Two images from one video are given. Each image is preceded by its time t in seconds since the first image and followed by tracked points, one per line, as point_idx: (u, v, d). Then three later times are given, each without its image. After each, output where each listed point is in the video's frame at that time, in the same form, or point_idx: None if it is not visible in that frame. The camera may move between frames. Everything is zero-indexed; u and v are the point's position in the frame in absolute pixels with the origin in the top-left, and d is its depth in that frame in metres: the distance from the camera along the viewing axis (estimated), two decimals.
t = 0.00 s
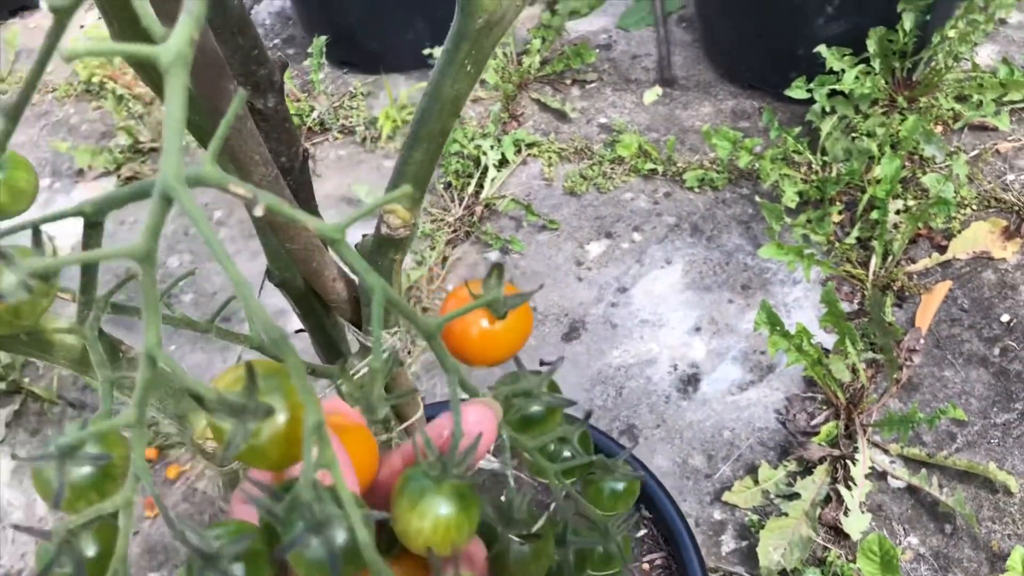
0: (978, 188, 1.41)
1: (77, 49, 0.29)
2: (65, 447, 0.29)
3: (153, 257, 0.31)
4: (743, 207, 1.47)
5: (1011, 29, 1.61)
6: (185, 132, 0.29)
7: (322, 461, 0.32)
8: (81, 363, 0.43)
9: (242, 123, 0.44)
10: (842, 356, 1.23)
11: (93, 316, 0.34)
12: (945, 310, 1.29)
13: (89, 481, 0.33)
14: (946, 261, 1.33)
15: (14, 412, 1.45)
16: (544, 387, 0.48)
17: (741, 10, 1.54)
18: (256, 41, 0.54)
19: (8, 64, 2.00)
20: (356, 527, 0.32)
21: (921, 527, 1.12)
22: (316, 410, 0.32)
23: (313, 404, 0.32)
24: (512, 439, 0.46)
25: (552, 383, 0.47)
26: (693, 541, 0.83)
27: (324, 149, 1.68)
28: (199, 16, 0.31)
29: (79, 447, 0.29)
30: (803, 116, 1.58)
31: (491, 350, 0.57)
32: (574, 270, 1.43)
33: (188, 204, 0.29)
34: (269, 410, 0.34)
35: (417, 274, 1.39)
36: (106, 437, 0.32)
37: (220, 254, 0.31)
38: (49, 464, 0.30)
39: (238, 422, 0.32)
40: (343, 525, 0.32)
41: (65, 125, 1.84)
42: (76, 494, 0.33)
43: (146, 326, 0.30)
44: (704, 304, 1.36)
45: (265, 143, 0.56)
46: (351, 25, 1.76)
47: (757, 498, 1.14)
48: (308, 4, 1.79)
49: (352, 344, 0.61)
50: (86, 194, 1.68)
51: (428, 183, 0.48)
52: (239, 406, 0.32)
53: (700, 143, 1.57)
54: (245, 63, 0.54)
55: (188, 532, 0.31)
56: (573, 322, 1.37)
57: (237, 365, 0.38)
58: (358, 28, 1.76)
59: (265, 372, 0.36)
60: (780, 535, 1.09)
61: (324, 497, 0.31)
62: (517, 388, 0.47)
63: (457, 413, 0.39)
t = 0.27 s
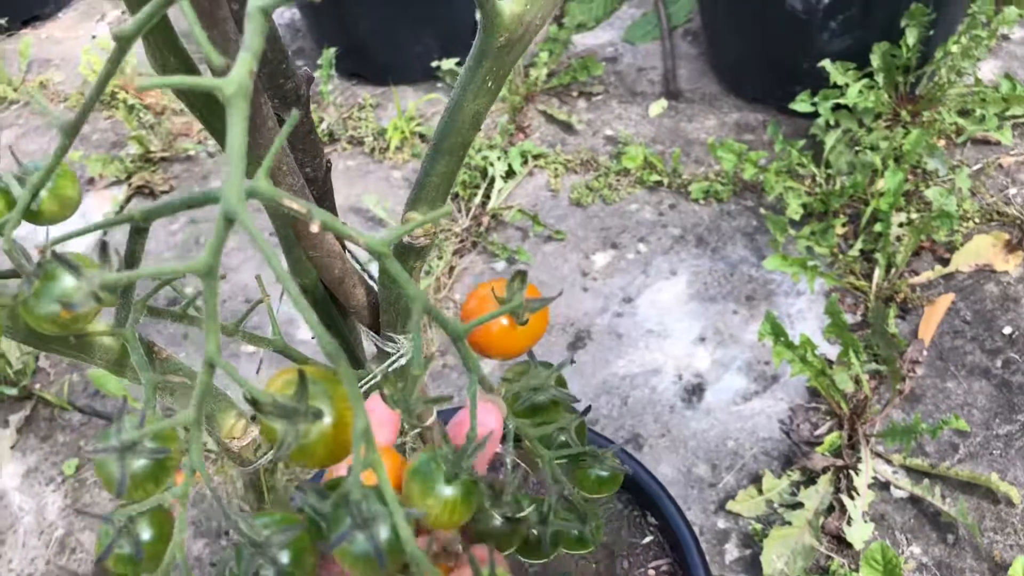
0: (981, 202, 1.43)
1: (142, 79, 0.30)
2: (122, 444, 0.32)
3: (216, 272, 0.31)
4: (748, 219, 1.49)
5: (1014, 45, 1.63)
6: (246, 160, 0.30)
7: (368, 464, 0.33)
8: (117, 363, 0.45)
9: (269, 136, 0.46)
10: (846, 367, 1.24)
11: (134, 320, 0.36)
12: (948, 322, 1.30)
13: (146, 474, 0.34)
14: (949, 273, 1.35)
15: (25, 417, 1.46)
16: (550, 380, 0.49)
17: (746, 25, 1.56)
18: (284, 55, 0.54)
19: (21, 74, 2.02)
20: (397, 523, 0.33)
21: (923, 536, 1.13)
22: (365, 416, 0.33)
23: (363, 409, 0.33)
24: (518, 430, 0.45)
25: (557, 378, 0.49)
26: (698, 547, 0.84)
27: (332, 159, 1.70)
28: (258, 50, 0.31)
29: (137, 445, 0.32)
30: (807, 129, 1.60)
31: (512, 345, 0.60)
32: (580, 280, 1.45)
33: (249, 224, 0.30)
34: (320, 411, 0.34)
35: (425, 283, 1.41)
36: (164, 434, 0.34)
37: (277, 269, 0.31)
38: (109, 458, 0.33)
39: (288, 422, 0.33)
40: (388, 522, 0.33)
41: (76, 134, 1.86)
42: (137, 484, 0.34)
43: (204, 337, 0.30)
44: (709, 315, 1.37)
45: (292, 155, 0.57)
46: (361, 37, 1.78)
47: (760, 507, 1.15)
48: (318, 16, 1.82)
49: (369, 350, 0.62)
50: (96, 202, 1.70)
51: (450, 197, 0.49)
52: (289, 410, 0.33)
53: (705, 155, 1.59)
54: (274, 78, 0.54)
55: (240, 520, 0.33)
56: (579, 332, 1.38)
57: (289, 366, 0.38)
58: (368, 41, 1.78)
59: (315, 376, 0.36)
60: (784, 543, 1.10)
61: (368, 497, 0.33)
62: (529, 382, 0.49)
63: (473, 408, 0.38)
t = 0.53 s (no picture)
0: (985, 216, 1.43)
1: (158, 100, 0.30)
2: (161, 465, 0.32)
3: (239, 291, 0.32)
4: (752, 231, 1.49)
5: (1019, 59, 1.63)
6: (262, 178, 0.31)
7: (400, 469, 0.34)
8: (127, 379, 0.45)
9: (275, 152, 0.47)
10: (849, 380, 1.24)
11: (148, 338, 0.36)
12: (951, 336, 1.30)
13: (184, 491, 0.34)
14: (953, 287, 1.35)
15: (31, 424, 1.47)
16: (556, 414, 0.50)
17: (752, 38, 1.57)
18: (290, 73, 0.55)
19: (32, 82, 2.04)
20: (434, 523, 0.33)
21: (925, 550, 1.13)
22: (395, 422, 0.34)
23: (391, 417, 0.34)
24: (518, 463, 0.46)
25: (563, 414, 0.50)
26: (698, 560, 0.84)
27: (339, 168, 1.71)
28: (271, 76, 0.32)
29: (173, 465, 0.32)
30: (812, 142, 1.60)
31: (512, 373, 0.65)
32: (584, 291, 1.45)
33: (272, 244, 0.31)
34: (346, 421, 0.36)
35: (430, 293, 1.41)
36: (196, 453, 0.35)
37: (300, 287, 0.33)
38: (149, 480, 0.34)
39: (317, 434, 0.34)
40: (425, 524, 0.33)
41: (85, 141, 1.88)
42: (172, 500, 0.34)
43: (234, 351, 0.31)
44: (713, 327, 1.38)
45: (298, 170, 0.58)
46: (368, 48, 1.79)
47: (762, 519, 1.15)
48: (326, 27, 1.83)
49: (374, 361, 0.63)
50: (104, 210, 1.71)
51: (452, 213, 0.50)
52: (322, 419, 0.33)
53: (710, 168, 1.59)
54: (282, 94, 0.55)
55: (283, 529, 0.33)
56: (582, 342, 1.38)
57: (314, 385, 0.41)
58: (375, 51, 1.79)
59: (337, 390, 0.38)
60: (785, 555, 1.10)
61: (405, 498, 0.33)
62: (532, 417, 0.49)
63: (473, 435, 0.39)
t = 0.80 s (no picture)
0: (988, 236, 1.44)
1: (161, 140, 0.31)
2: (151, 488, 0.33)
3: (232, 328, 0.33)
4: (756, 246, 1.50)
5: None
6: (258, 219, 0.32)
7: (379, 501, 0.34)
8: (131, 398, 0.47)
9: (279, 180, 0.48)
10: (848, 398, 1.25)
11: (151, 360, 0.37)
12: (952, 355, 1.31)
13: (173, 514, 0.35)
14: (954, 306, 1.35)
15: (38, 424, 1.49)
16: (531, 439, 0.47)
17: (759, 55, 1.58)
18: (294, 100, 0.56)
19: (46, 85, 2.06)
20: (408, 554, 0.33)
21: (922, 569, 1.13)
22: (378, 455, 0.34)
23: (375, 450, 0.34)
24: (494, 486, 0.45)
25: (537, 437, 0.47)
26: None
27: (348, 177, 1.72)
28: (269, 122, 0.33)
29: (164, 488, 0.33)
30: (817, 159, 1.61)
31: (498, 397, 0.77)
32: (588, 304, 1.46)
33: (264, 288, 0.32)
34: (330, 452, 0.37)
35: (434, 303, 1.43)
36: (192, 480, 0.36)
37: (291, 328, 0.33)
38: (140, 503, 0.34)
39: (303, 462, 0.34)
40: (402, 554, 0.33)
41: (97, 145, 1.90)
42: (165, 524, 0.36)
43: (225, 385, 0.32)
44: (715, 341, 1.39)
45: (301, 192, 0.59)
46: (378, 59, 1.81)
47: (759, 534, 1.16)
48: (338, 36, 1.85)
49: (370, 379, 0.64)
50: (115, 214, 1.73)
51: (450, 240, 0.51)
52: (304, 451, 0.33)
53: (715, 182, 1.60)
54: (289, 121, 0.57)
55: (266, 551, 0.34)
56: (585, 355, 1.39)
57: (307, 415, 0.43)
58: (385, 62, 1.81)
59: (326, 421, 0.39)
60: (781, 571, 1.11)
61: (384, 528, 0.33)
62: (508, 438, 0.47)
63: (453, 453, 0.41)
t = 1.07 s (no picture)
0: (998, 249, 1.42)
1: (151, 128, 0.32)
2: (131, 481, 0.33)
3: (216, 324, 0.33)
4: (764, 253, 1.49)
5: None
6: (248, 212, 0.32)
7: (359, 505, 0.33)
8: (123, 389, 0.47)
9: (277, 172, 0.48)
10: (852, 408, 1.24)
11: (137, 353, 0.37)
12: (959, 368, 1.30)
13: (154, 508, 0.35)
14: (962, 318, 1.34)
15: (41, 412, 1.49)
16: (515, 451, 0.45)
17: (772, 61, 1.57)
18: (297, 92, 0.56)
19: (59, 74, 2.07)
20: (386, 558, 0.32)
21: None
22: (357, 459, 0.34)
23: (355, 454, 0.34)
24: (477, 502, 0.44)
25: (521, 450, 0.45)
26: None
27: (357, 173, 1.72)
28: (262, 113, 0.33)
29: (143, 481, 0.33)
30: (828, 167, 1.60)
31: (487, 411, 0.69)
32: (593, 306, 1.46)
33: (248, 280, 0.32)
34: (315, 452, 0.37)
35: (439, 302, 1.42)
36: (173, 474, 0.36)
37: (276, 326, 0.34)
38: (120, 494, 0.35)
39: (284, 463, 0.34)
40: (379, 559, 0.33)
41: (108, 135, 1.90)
42: (142, 518, 0.35)
43: (208, 378, 0.32)
44: (720, 348, 1.38)
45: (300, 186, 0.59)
46: (390, 56, 1.81)
47: (759, 543, 1.15)
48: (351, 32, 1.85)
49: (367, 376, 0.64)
50: (124, 204, 1.73)
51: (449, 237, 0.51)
52: (284, 450, 0.33)
53: (725, 188, 1.59)
54: (286, 112, 0.57)
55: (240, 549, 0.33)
56: (589, 357, 1.39)
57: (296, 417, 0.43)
58: (397, 59, 1.81)
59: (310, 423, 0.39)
60: None
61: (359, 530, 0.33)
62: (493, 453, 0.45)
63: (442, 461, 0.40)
